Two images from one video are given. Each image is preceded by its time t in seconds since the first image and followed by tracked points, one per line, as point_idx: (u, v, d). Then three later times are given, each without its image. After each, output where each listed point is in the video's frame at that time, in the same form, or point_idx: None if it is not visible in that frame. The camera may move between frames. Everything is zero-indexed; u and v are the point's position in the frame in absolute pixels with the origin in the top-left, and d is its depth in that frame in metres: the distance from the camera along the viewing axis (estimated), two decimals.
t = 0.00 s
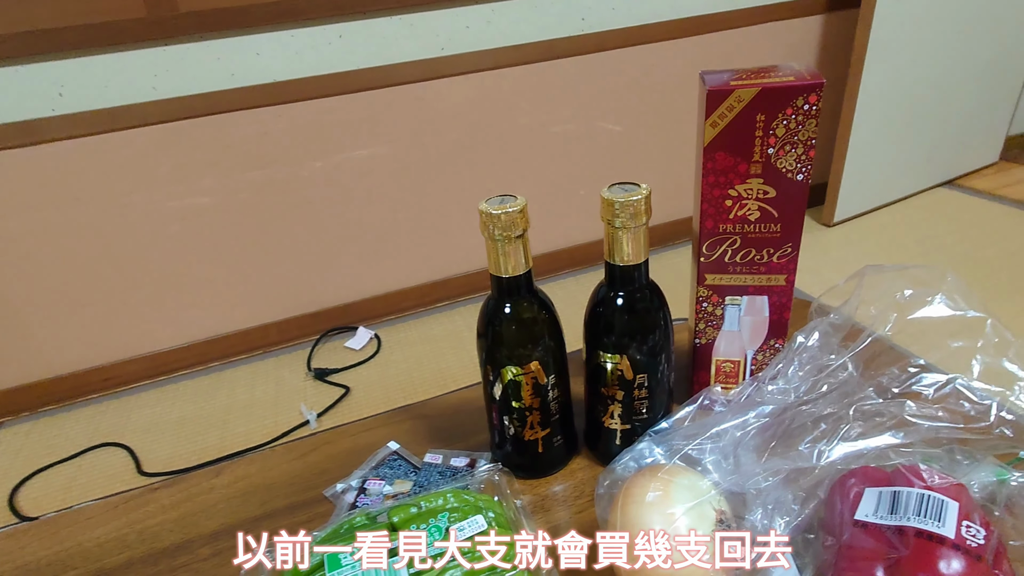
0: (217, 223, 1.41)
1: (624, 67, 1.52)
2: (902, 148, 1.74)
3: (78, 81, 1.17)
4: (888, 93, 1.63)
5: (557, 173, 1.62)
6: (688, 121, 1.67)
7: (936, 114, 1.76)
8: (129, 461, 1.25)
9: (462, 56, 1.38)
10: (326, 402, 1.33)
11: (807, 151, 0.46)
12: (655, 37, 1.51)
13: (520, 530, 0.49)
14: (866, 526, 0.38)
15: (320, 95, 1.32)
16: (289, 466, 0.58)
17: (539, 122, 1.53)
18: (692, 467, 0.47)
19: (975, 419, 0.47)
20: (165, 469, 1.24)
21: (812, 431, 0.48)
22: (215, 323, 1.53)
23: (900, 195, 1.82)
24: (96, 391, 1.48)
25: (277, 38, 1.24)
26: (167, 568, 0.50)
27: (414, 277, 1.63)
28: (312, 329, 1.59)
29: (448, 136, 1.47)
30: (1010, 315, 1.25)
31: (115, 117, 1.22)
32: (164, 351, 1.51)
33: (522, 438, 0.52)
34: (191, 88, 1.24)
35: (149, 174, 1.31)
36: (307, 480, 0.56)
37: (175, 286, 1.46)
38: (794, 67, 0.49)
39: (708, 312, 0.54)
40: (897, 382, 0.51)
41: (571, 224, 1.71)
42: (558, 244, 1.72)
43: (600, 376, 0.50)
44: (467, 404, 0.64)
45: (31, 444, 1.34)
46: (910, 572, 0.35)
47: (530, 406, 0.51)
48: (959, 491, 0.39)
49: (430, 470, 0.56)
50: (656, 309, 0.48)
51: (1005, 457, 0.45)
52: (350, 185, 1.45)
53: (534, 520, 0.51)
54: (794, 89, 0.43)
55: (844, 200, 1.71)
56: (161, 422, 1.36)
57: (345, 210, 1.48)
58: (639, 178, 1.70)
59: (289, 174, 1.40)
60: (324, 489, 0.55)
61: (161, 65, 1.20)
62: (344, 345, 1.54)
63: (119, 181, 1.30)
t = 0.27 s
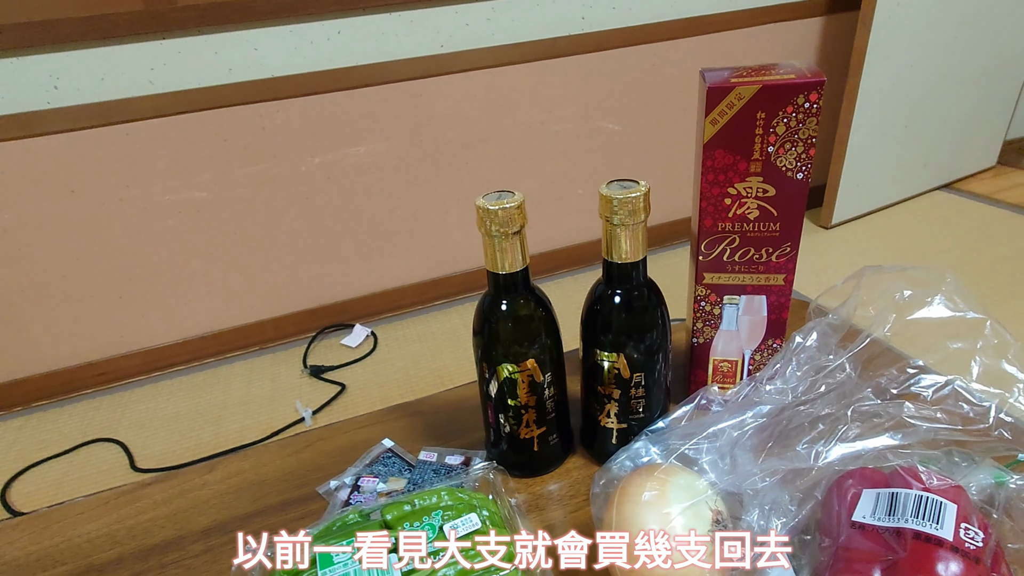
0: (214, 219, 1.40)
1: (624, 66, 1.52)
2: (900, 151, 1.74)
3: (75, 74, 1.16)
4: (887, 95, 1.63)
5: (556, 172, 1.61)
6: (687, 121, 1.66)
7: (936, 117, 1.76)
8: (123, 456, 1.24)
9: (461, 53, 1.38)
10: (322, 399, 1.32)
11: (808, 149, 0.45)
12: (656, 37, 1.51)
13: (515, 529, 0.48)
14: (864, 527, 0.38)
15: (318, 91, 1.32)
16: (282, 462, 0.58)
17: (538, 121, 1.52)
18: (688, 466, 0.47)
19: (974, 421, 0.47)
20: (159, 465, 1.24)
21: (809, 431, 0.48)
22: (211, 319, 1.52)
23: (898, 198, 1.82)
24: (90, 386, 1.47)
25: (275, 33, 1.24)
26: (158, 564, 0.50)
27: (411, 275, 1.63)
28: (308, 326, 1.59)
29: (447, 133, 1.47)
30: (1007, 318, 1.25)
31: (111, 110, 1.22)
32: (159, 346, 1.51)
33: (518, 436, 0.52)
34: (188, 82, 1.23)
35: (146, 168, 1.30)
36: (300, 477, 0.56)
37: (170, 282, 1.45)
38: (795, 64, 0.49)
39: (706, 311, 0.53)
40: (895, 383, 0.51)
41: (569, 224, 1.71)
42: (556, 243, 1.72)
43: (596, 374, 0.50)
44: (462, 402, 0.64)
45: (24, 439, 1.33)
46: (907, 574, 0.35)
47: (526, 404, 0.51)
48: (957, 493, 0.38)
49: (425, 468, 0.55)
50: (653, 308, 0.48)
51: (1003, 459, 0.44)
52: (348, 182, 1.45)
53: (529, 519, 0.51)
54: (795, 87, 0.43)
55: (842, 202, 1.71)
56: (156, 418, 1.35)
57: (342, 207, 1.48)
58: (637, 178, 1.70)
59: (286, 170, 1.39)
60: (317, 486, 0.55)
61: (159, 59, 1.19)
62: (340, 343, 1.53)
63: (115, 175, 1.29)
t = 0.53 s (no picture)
0: (212, 213, 1.39)
1: (626, 64, 1.51)
2: (902, 152, 1.73)
3: (72, 65, 1.15)
4: (889, 96, 1.62)
5: (556, 170, 1.61)
6: (689, 120, 1.66)
7: (938, 118, 1.76)
8: (118, 452, 1.24)
9: (462, 49, 1.37)
10: (319, 396, 1.32)
11: (813, 144, 0.45)
12: (658, 34, 1.50)
13: (512, 529, 0.48)
14: (867, 529, 0.37)
15: (317, 85, 1.31)
16: (277, 458, 0.57)
17: (539, 118, 1.51)
18: (689, 466, 0.46)
19: (979, 422, 0.46)
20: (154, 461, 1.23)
21: (812, 432, 0.47)
22: (208, 314, 1.51)
23: (900, 199, 1.81)
24: (86, 380, 1.46)
25: (275, 26, 1.23)
26: (149, 561, 0.49)
27: (410, 272, 1.62)
28: (306, 322, 1.58)
29: (447, 130, 1.46)
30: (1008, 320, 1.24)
31: (109, 103, 1.21)
32: (156, 341, 1.50)
33: (516, 434, 0.51)
34: (187, 75, 1.22)
35: (143, 161, 1.29)
36: (296, 474, 0.55)
37: (167, 276, 1.44)
38: (801, 59, 0.48)
39: (708, 309, 0.53)
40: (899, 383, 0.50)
41: (569, 222, 1.70)
42: (556, 241, 1.71)
43: (597, 372, 0.49)
44: (460, 399, 0.63)
45: (18, 433, 1.32)
46: None
47: (525, 402, 0.50)
48: (962, 495, 0.38)
49: (421, 466, 0.54)
50: (655, 305, 0.47)
51: (1008, 461, 0.44)
52: (347, 177, 1.44)
53: (527, 518, 0.50)
54: (802, 81, 0.42)
55: (843, 203, 1.71)
56: (151, 414, 1.34)
57: (341, 203, 1.47)
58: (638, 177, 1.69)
59: (285, 165, 1.38)
60: (313, 483, 0.54)
61: (157, 51, 1.18)
62: (337, 339, 1.53)
63: (112, 168, 1.28)
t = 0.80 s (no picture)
0: (210, 210, 1.39)
1: (626, 63, 1.51)
2: (902, 154, 1.73)
3: (70, 60, 1.15)
4: (890, 97, 1.62)
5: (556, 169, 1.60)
6: (689, 120, 1.65)
7: (938, 120, 1.75)
8: (115, 449, 1.23)
9: (463, 47, 1.36)
10: (317, 394, 1.31)
11: (815, 145, 0.44)
12: (659, 33, 1.49)
13: (510, 530, 0.47)
14: (867, 532, 0.37)
15: (317, 82, 1.30)
16: (274, 457, 0.57)
17: (539, 117, 1.51)
18: (688, 468, 0.46)
19: (980, 425, 0.45)
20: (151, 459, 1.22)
21: (812, 434, 0.47)
22: (206, 312, 1.51)
23: (900, 201, 1.81)
24: (83, 377, 1.46)
25: (275, 23, 1.22)
26: (144, 560, 0.49)
27: (409, 270, 1.62)
28: (304, 320, 1.58)
29: (447, 128, 1.45)
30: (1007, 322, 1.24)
31: (108, 98, 1.20)
32: (153, 338, 1.49)
33: (514, 434, 0.51)
34: (186, 71, 1.22)
35: (142, 158, 1.29)
36: (292, 473, 0.55)
37: (166, 273, 1.44)
38: (803, 58, 0.48)
39: (708, 310, 0.52)
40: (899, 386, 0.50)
41: (569, 221, 1.70)
42: (555, 241, 1.71)
43: (595, 373, 0.49)
44: (457, 398, 0.63)
45: (15, 430, 1.32)
46: None
47: (523, 402, 0.50)
48: (963, 499, 0.37)
49: (418, 465, 0.54)
50: (654, 305, 0.47)
51: (1010, 464, 0.43)
52: (347, 175, 1.44)
53: (524, 519, 0.50)
54: (804, 80, 0.42)
55: (843, 204, 1.71)
56: (149, 411, 1.34)
57: (340, 201, 1.47)
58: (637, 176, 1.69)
59: (284, 162, 1.38)
60: (309, 482, 0.54)
61: (156, 47, 1.18)
62: (336, 338, 1.52)
63: (111, 164, 1.28)
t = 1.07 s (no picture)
0: (212, 209, 1.39)
1: (628, 64, 1.51)
2: (903, 155, 1.73)
3: (72, 59, 1.15)
4: (891, 99, 1.62)
5: (557, 169, 1.60)
6: (690, 121, 1.65)
7: (940, 121, 1.75)
8: (115, 447, 1.23)
9: (464, 47, 1.36)
10: (317, 393, 1.32)
11: (816, 148, 0.45)
12: (660, 34, 1.49)
13: (509, 531, 0.47)
14: (867, 535, 0.37)
15: (319, 82, 1.30)
16: (275, 456, 0.57)
17: (541, 117, 1.51)
18: (688, 469, 0.46)
19: (980, 427, 0.45)
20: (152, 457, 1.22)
21: (812, 436, 0.47)
22: (207, 310, 1.51)
23: (901, 202, 1.81)
24: (84, 375, 1.46)
25: (276, 22, 1.22)
26: (146, 559, 0.49)
27: (410, 270, 1.62)
28: (305, 319, 1.58)
29: (448, 128, 1.45)
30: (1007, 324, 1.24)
31: (110, 97, 1.20)
32: (154, 337, 1.50)
33: (514, 435, 0.51)
34: (188, 70, 1.22)
35: (143, 157, 1.29)
36: (292, 472, 0.55)
37: (167, 272, 1.44)
38: (805, 60, 0.48)
39: (708, 311, 0.52)
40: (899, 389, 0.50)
41: (570, 221, 1.70)
42: (556, 241, 1.71)
43: (596, 374, 0.49)
44: (458, 398, 0.63)
45: (16, 428, 1.32)
46: None
47: (523, 403, 0.50)
48: (963, 502, 0.37)
49: (419, 466, 0.54)
50: (655, 306, 0.47)
51: (1010, 467, 0.43)
52: (348, 175, 1.44)
53: (524, 519, 0.50)
54: (805, 83, 0.42)
55: (844, 206, 1.71)
56: (149, 409, 1.34)
57: (341, 201, 1.47)
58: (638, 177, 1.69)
59: (285, 162, 1.38)
60: (310, 482, 0.54)
61: (158, 46, 1.18)
62: (336, 337, 1.52)
63: (112, 163, 1.28)
